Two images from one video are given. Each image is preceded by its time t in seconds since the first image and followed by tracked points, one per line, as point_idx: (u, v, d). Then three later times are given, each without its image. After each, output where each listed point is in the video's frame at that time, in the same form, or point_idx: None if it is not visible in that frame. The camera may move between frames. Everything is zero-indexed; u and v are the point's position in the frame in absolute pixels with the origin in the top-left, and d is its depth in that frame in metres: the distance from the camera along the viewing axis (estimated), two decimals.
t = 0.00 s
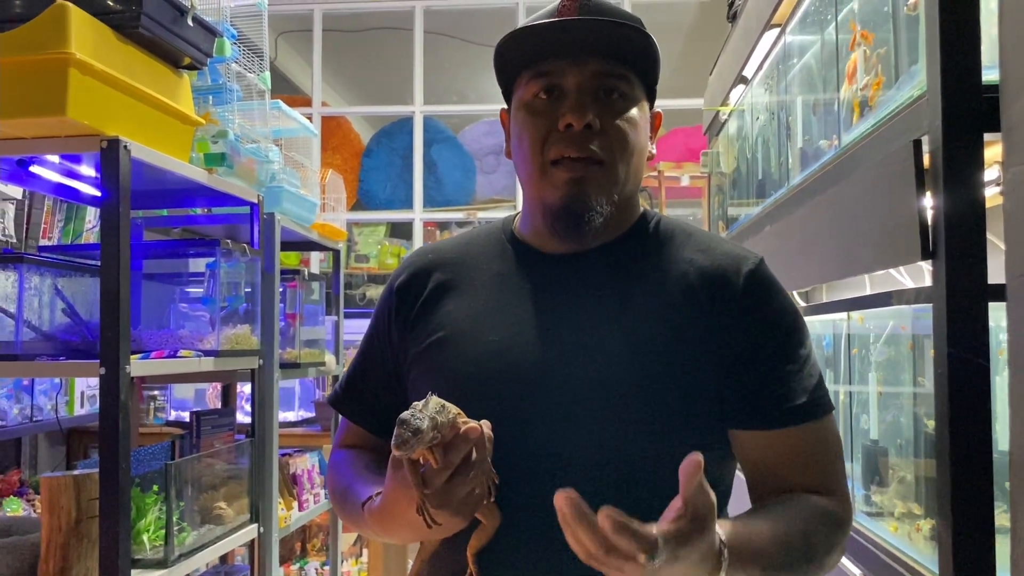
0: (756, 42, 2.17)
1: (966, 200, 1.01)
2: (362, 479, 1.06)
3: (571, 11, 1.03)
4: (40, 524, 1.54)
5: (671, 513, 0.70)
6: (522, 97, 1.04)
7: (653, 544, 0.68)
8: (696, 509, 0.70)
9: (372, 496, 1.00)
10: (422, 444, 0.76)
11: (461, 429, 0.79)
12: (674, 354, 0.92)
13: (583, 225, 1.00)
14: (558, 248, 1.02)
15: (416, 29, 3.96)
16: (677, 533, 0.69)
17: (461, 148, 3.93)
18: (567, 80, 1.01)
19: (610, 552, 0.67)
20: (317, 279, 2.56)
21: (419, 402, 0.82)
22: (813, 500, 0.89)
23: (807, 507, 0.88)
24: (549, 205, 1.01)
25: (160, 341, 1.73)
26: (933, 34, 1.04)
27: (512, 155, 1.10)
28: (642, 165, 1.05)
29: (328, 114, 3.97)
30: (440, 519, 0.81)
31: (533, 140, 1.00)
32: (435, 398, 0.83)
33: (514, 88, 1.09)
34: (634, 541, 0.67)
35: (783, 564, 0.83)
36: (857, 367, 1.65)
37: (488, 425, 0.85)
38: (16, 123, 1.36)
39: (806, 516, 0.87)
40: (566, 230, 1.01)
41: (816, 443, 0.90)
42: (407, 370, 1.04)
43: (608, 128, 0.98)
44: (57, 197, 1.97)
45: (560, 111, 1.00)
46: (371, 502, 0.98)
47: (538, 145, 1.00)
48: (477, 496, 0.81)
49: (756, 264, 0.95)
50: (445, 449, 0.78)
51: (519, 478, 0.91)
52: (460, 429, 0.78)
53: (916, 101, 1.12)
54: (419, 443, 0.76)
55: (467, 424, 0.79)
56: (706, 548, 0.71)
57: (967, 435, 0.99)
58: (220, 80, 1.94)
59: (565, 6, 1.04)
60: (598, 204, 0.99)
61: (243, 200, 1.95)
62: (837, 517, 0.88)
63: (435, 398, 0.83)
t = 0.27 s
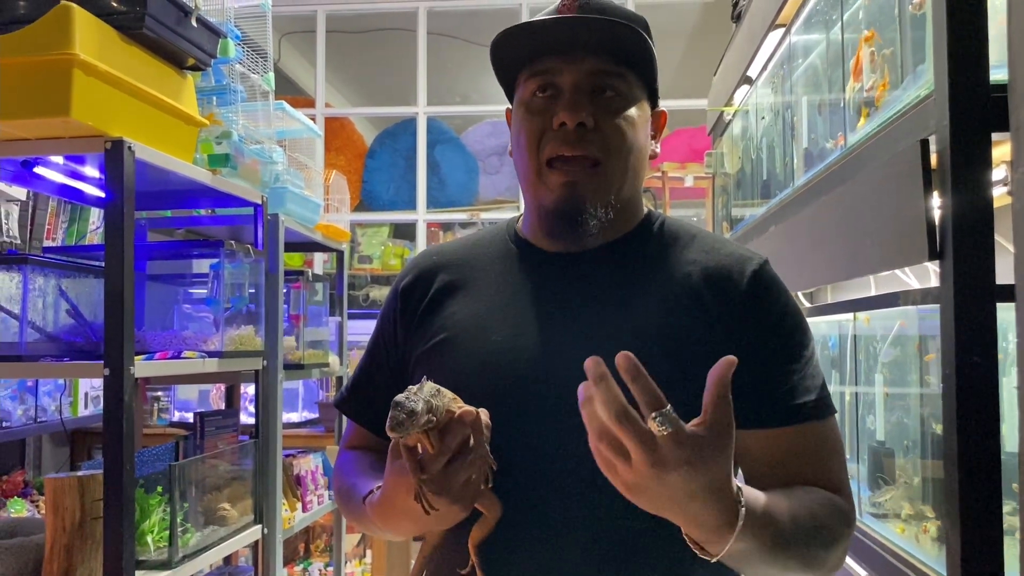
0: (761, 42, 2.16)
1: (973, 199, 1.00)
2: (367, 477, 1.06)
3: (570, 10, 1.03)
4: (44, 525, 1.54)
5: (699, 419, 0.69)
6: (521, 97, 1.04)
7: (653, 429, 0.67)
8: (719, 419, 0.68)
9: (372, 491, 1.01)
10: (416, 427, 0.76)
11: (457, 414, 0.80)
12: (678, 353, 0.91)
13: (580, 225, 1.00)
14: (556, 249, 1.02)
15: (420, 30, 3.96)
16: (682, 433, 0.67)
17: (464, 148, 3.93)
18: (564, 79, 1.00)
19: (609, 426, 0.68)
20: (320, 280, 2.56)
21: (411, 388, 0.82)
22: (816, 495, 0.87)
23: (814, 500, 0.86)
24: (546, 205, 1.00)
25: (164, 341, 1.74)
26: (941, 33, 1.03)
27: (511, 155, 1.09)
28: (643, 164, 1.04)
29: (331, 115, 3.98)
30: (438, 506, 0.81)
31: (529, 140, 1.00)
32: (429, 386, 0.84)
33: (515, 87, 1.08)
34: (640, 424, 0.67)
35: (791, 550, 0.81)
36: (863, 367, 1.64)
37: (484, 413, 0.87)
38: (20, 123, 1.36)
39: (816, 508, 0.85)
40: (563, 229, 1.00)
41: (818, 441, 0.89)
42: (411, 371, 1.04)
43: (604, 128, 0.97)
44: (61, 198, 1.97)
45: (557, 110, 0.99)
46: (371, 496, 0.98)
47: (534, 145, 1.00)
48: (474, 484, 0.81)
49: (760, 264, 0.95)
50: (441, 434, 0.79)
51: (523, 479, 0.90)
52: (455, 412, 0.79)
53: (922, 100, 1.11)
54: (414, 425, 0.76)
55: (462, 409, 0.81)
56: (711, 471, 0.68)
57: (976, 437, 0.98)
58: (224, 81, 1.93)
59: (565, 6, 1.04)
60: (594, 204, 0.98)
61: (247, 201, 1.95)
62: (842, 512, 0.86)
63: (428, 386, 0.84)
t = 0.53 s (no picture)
0: (765, 41, 2.15)
1: (981, 198, 0.99)
2: (370, 474, 1.05)
3: (575, 7, 1.02)
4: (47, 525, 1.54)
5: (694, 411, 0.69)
6: (525, 94, 1.03)
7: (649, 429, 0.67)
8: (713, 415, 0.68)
9: (372, 486, 1.01)
10: (410, 420, 0.78)
11: (451, 409, 0.80)
12: (684, 354, 0.90)
13: (581, 223, 0.99)
14: (555, 246, 1.01)
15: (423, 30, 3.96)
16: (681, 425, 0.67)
17: (468, 148, 3.93)
18: (568, 77, 1.00)
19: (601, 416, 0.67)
20: (324, 280, 2.56)
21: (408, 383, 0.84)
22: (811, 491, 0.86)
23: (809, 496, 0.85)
24: (547, 203, 0.99)
25: (168, 342, 1.74)
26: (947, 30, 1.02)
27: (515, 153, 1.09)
28: (645, 163, 1.03)
29: (334, 114, 3.98)
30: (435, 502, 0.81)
31: (532, 137, 1.00)
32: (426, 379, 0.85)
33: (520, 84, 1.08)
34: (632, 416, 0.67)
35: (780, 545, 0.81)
36: (868, 367, 1.63)
37: (481, 409, 0.88)
38: (24, 123, 1.36)
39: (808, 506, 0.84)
40: (565, 227, 1.00)
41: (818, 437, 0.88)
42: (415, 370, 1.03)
43: (607, 127, 0.96)
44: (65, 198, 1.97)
45: (560, 108, 0.98)
46: (371, 492, 0.98)
47: (537, 144, 0.99)
48: (471, 479, 0.81)
49: (762, 259, 0.94)
50: (436, 428, 0.79)
51: (526, 479, 0.89)
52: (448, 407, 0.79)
53: (929, 98, 1.10)
54: (407, 419, 0.78)
55: (457, 404, 0.81)
56: (705, 459, 0.68)
57: (984, 437, 0.97)
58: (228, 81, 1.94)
59: (570, 3, 1.02)
60: (593, 203, 0.97)
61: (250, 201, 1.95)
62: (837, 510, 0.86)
63: (425, 380, 0.85)
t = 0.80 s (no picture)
0: (770, 39, 2.14)
1: (988, 196, 0.98)
2: (376, 475, 1.05)
3: (583, 11, 0.99)
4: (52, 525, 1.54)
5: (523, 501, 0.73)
6: (535, 97, 1.02)
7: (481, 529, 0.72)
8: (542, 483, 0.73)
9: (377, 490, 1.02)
10: (413, 426, 0.78)
11: (453, 413, 0.81)
12: (688, 354, 0.89)
13: (598, 224, 0.98)
14: (573, 249, 1.01)
15: (426, 29, 3.96)
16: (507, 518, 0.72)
17: (471, 148, 3.92)
18: (579, 80, 0.99)
19: (431, 533, 0.74)
20: (328, 280, 2.56)
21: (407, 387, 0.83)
22: (792, 506, 0.84)
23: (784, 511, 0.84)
24: (564, 204, 0.99)
25: (172, 341, 1.73)
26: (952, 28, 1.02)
27: (524, 155, 1.08)
28: (655, 165, 1.04)
29: (338, 114, 3.98)
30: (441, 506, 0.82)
31: (547, 142, 0.99)
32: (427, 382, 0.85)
33: (526, 88, 1.07)
34: (459, 525, 0.73)
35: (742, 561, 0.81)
36: (873, 367, 1.62)
37: (483, 410, 0.86)
38: (28, 123, 1.36)
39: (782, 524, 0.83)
40: (581, 228, 0.99)
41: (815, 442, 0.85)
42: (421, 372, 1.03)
43: (621, 130, 0.96)
44: (70, 198, 1.97)
45: (574, 111, 0.98)
46: (375, 497, 0.99)
47: (552, 146, 0.99)
48: (474, 483, 0.82)
49: (765, 258, 0.93)
50: (440, 433, 0.80)
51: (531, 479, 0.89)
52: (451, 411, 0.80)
53: (935, 97, 1.09)
54: (410, 425, 0.77)
55: (458, 407, 0.82)
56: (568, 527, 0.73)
57: (991, 437, 0.96)
58: (231, 81, 1.94)
59: (578, 5, 1.00)
60: (613, 205, 0.97)
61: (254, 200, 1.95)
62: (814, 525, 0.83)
63: (425, 382, 0.85)
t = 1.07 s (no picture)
0: (774, 37, 2.13)
1: (994, 193, 0.97)
2: (379, 474, 1.05)
3: (593, 3, 0.98)
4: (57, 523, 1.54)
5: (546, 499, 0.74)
6: (542, 88, 1.01)
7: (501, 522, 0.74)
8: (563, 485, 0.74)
9: (378, 490, 1.01)
10: (407, 428, 0.80)
11: (448, 416, 0.83)
12: (688, 348, 0.88)
13: (599, 220, 0.97)
14: (573, 245, 1.01)
15: (430, 28, 3.95)
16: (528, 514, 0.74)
17: (475, 146, 3.92)
18: (588, 73, 0.98)
19: (456, 509, 0.76)
20: (331, 278, 2.56)
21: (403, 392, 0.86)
22: (805, 506, 0.86)
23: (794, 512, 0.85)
24: (566, 199, 0.98)
25: (176, 340, 1.74)
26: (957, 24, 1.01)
27: (528, 149, 1.07)
28: (658, 161, 1.03)
29: (342, 113, 3.99)
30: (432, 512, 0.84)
31: (552, 135, 0.98)
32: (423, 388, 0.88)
33: (533, 79, 1.06)
34: (483, 510, 0.75)
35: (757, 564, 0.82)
36: (878, 365, 1.62)
37: (481, 414, 0.89)
38: (33, 122, 1.37)
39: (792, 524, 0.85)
40: (582, 225, 0.98)
41: (823, 443, 0.87)
42: (424, 371, 1.03)
43: (627, 124, 0.95)
44: (74, 197, 1.98)
45: (580, 104, 0.97)
46: (377, 497, 0.98)
47: (556, 140, 0.98)
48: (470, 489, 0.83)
49: (770, 254, 0.93)
50: (436, 434, 0.83)
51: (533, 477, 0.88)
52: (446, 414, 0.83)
53: (940, 94, 1.08)
54: (403, 426, 0.80)
55: (453, 411, 0.84)
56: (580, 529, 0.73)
57: (997, 435, 0.95)
58: (235, 79, 1.94)
59: None
60: (615, 201, 0.96)
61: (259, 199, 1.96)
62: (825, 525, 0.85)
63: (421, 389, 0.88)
